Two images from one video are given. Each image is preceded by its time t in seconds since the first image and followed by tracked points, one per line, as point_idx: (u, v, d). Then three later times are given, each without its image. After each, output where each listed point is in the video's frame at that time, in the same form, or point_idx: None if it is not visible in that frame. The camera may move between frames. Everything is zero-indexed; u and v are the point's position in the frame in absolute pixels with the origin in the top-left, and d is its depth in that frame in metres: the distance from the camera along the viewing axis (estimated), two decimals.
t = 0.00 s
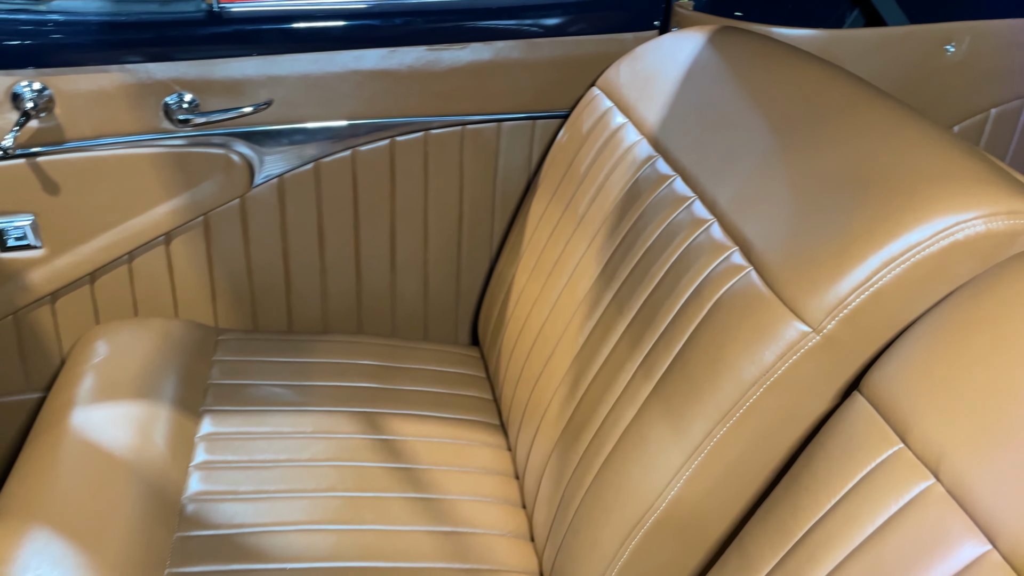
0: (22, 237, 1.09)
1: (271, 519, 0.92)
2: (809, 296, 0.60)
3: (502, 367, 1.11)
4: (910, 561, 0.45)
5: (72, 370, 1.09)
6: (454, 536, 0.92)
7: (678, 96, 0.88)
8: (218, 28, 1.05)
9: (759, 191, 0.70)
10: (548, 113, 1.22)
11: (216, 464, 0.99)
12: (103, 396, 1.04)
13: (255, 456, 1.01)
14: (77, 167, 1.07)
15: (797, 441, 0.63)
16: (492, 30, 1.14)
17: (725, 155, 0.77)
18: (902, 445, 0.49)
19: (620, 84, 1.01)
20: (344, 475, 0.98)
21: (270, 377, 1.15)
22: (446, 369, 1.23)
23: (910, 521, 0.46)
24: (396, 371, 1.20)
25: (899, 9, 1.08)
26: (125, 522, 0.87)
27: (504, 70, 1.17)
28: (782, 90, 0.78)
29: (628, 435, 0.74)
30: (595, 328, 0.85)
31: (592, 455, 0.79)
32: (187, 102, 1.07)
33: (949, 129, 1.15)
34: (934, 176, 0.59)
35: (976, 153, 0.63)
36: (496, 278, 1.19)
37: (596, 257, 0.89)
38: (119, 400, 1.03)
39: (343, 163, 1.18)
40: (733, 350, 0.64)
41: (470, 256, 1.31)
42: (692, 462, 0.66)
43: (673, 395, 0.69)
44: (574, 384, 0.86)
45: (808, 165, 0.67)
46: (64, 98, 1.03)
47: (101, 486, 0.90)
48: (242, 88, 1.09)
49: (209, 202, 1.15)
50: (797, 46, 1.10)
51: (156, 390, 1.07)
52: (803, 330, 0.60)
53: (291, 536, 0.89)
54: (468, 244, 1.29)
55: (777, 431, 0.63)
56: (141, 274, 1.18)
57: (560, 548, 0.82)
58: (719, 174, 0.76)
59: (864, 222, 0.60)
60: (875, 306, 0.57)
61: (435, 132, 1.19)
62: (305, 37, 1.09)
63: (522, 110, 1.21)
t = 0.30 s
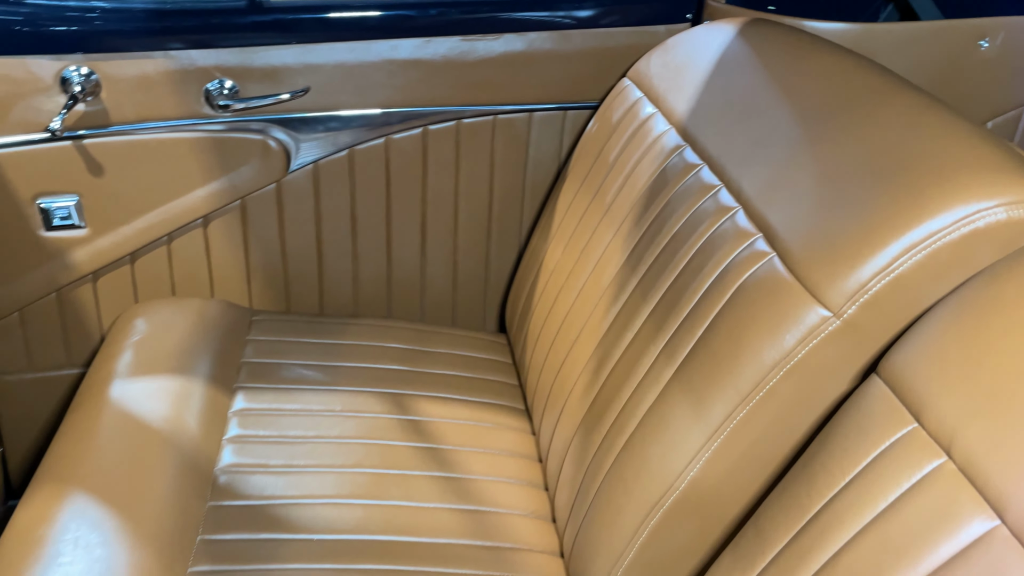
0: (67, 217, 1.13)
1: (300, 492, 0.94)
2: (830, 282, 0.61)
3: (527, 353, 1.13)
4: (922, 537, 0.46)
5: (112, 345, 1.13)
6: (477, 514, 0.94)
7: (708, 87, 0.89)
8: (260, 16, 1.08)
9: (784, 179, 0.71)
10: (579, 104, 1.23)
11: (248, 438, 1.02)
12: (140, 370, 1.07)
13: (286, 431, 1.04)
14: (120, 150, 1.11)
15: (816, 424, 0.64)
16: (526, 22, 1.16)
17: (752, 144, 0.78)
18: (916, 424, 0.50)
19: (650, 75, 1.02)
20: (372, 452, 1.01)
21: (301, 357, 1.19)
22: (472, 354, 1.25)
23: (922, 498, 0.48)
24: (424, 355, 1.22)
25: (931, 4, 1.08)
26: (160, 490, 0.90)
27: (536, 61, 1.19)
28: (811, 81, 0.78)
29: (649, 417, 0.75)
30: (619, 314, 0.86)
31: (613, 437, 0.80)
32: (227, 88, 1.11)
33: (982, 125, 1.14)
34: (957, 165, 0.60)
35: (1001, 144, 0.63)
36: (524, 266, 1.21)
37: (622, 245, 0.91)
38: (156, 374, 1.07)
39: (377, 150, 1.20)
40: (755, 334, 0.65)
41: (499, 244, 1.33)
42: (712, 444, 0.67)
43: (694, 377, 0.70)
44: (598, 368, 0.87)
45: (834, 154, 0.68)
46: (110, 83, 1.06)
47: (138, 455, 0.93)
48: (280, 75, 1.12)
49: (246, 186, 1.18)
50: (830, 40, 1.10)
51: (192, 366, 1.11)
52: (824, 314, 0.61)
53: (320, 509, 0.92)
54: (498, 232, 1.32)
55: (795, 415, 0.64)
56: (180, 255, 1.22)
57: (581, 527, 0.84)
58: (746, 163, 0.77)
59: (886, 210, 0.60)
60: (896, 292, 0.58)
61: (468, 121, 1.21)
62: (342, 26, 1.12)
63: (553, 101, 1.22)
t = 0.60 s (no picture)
0: (102, 199, 1.17)
1: (322, 468, 0.97)
2: (846, 268, 0.62)
3: (548, 340, 1.14)
4: (927, 516, 0.47)
5: (143, 324, 1.16)
6: (495, 495, 0.96)
7: (731, 77, 0.90)
8: (292, 5, 1.11)
9: (803, 168, 0.72)
10: (603, 95, 1.25)
11: (273, 415, 1.05)
12: (170, 348, 1.10)
13: (310, 410, 1.06)
14: (155, 134, 1.14)
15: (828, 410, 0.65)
16: (553, 13, 1.18)
17: (773, 133, 0.78)
18: (926, 406, 0.51)
19: (675, 66, 1.03)
20: (392, 433, 1.03)
21: (326, 339, 1.21)
22: (493, 341, 1.27)
23: (928, 479, 0.48)
24: (445, 341, 1.25)
25: None
26: (188, 462, 0.93)
27: (562, 52, 1.20)
28: (833, 72, 0.79)
29: (664, 401, 0.76)
30: (638, 300, 0.88)
31: (629, 420, 0.82)
32: (259, 75, 1.13)
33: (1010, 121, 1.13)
34: (975, 154, 0.60)
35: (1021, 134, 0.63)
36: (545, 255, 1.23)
37: (643, 233, 0.92)
38: (185, 352, 1.10)
39: (403, 138, 1.23)
40: (770, 320, 0.66)
41: (523, 234, 1.34)
42: (726, 428, 0.68)
43: (710, 362, 0.71)
44: (616, 353, 0.89)
45: (853, 143, 0.69)
46: (146, 69, 1.09)
47: (167, 428, 0.96)
48: (311, 63, 1.14)
49: (275, 172, 1.21)
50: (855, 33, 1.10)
51: (220, 345, 1.14)
52: (839, 300, 0.61)
53: (341, 485, 0.94)
54: (521, 222, 1.33)
55: (808, 400, 0.65)
56: (210, 238, 1.25)
57: (596, 509, 0.85)
58: (767, 152, 0.78)
59: (903, 197, 0.61)
60: (911, 279, 0.59)
61: (493, 111, 1.23)
62: (371, 15, 1.14)
63: (579, 92, 1.24)
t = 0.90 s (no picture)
0: (140, 178, 1.21)
1: (346, 440, 0.99)
2: (862, 250, 0.63)
3: (569, 323, 1.16)
4: (932, 488, 0.48)
5: (177, 299, 1.20)
6: (513, 471, 0.98)
7: (756, 64, 0.91)
8: None
9: (824, 152, 0.73)
10: (630, 82, 1.26)
11: (301, 389, 1.08)
12: (202, 322, 1.14)
13: (336, 385, 1.09)
14: (191, 116, 1.17)
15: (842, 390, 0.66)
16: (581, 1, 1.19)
17: (795, 118, 0.79)
18: (934, 382, 0.52)
19: (701, 54, 1.03)
20: (415, 408, 1.06)
21: (353, 318, 1.24)
22: (516, 324, 1.29)
23: (935, 453, 0.49)
24: (469, 323, 1.27)
25: None
26: (218, 430, 0.96)
27: (589, 39, 1.22)
28: (857, 59, 0.79)
29: (681, 381, 0.78)
30: (658, 283, 0.89)
31: (646, 399, 0.83)
32: (292, 59, 1.16)
33: None
34: (994, 139, 0.61)
35: None
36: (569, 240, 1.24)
37: (664, 217, 0.93)
38: (217, 327, 1.14)
39: (432, 123, 1.25)
40: (786, 301, 0.67)
41: (547, 220, 1.36)
42: (741, 406, 0.70)
43: (726, 342, 0.73)
44: (635, 334, 0.90)
45: (874, 127, 0.70)
46: (184, 51, 1.13)
47: (198, 397, 1.00)
48: (343, 47, 1.17)
49: (307, 154, 1.24)
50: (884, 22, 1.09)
51: (250, 321, 1.17)
52: (855, 281, 0.62)
53: (364, 457, 0.97)
54: (546, 208, 1.35)
55: (822, 379, 0.66)
56: (243, 218, 1.28)
57: (612, 486, 0.87)
58: (788, 137, 0.78)
59: (921, 180, 0.62)
60: (926, 261, 0.60)
61: (521, 98, 1.25)
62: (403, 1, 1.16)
63: (605, 79, 1.25)
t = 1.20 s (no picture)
0: (166, 160, 1.24)
1: (363, 417, 1.02)
2: (872, 233, 0.64)
3: (584, 307, 1.18)
4: (933, 462, 0.49)
5: (201, 278, 1.23)
6: (526, 450, 1.00)
7: (773, 51, 0.91)
8: None
9: (837, 138, 0.74)
10: (648, 70, 1.27)
11: (320, 366, 1.11)
12: (225, 301, 1.17)
13: (355, 363, 1.12)
14: (217, 99, 1.20)
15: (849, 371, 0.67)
16: None
17: (810, 105, 0.80)
18: (938, 361, 0.53)
19: (719, 41, 1.04)
20: (431, 387, 1.08)
21: (371, 300, 1.26)
22: (532, 308, 1.31)
23: (937, 429, 0.51)
24: (485, 307, 1.29)
25: None
26: (239, 404, 0.99)
27: (608, 27, 1.23)
28: (873, 46, 0.80)
29: (691, 361, 0.79)
30: (672, 266, 0.90)
31: (657, 379, 0.85)
32: (316, 45, 1.18)
33: None
34: (1006, 124, 0.62)
35: None
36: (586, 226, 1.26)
37: (679, 201, 0.95)
38: (239, 305, 1.16)
39: (451, 108, 1.26)
40: (797, 284, 0.68)
41: (564, 206, 1.37)
42: (750, 386, 0.71)
43: (736, 323, 0.74)
44: (647, 317, 0.92)
45: (886, 114, 0.70)
46: (210, 36, 1.15)
47: (221, 373, 1.03)
48: (365, 34, 1.19)
49: (329, 139, 1.26)
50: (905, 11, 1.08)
51: (272, 300, 1.19)
52: (864, 265, 0.63)
53: (380, 433, 0.99)
54: (563, 194, 1.36)
55: (830, 361, 0.67)
56: (266, 200, 1.31)
57: (623, 465, 0.89)
58: (803, 123, 0.79)
59: (931, 166, 0.63)
60: (934, 244, 0.61)
61: (539, 85, 1.26)
62: None
63: (624, 67, 1.26)
